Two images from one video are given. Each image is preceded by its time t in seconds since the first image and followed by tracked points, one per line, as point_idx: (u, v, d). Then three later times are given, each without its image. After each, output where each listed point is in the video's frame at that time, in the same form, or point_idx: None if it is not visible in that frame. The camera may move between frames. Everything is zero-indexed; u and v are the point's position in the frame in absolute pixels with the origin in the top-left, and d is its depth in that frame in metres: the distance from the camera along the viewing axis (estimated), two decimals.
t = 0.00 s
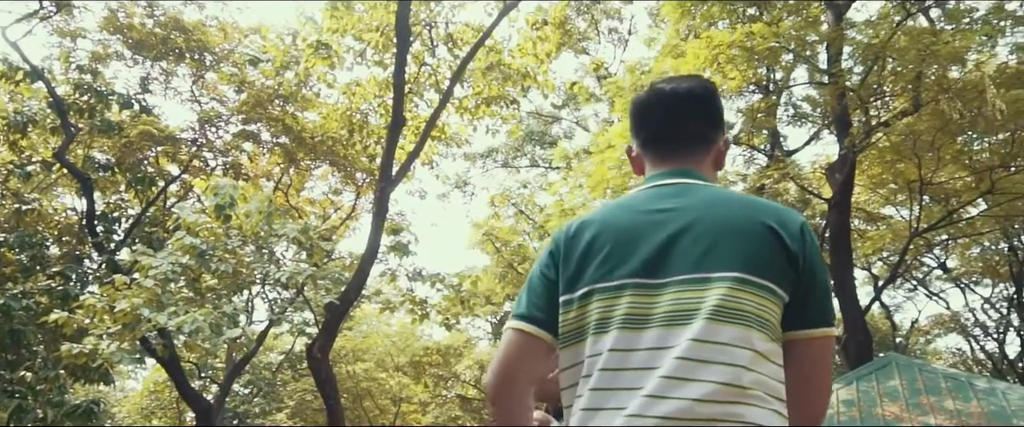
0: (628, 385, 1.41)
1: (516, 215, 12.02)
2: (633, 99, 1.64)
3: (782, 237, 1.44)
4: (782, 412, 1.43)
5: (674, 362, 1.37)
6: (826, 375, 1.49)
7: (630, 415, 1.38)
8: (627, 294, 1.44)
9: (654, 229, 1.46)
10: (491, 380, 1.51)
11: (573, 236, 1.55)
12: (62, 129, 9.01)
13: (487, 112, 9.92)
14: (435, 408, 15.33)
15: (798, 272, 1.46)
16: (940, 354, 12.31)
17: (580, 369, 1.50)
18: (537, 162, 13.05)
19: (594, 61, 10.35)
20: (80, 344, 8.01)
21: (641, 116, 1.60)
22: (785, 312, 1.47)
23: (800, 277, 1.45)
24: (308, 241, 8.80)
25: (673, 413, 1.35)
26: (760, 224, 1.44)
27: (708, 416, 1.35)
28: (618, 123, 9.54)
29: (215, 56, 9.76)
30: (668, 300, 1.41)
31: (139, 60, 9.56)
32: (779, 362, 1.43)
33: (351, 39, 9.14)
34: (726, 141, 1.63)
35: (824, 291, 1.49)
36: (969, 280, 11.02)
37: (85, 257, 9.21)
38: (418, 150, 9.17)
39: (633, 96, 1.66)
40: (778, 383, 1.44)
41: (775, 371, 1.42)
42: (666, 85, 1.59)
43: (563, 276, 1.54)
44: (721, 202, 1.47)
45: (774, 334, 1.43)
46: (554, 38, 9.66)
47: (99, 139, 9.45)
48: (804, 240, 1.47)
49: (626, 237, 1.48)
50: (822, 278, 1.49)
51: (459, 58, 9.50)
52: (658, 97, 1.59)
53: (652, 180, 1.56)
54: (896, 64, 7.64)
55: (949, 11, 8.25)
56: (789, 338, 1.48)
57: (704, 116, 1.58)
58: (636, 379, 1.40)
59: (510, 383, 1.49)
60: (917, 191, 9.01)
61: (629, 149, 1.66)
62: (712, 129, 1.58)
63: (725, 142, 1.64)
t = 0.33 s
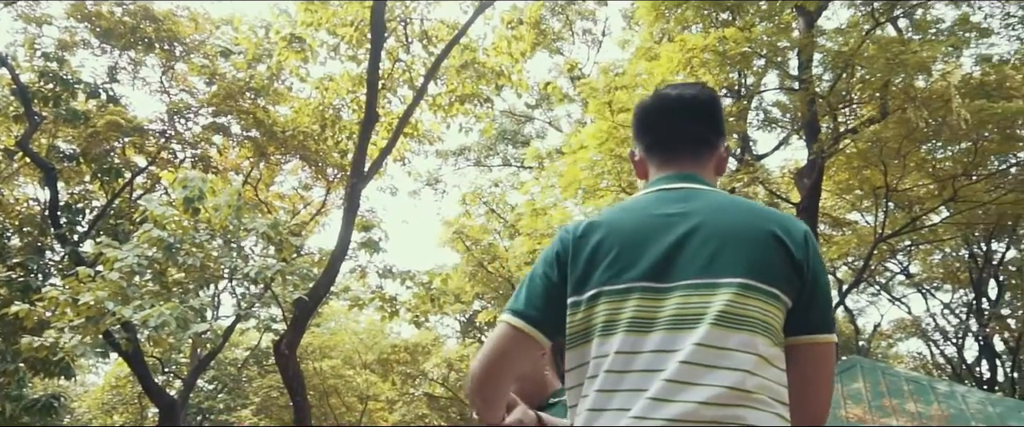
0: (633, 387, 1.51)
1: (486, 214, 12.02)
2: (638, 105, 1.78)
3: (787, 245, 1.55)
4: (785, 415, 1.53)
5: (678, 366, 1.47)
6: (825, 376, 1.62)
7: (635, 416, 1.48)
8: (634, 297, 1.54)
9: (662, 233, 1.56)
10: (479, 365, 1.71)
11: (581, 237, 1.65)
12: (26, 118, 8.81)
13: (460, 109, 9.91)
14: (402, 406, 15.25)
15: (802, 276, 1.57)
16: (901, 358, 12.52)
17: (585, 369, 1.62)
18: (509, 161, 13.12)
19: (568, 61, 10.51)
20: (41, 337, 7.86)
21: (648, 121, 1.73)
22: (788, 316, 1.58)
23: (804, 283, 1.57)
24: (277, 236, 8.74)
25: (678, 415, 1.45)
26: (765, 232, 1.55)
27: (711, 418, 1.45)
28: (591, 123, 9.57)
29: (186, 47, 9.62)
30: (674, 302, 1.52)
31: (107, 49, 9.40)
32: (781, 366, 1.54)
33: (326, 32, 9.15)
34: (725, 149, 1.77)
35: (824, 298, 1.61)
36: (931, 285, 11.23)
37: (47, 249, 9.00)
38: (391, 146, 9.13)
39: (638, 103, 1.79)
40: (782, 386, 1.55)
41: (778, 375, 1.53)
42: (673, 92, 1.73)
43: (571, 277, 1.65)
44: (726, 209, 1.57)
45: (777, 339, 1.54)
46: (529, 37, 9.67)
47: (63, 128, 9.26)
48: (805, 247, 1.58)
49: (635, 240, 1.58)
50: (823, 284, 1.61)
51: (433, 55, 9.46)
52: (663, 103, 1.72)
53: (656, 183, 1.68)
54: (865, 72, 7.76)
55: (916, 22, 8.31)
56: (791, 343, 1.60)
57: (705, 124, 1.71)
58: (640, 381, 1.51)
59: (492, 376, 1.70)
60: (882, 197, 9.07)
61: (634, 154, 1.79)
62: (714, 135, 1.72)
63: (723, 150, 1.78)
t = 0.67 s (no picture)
0: (635, 390, 1.66)
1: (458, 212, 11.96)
2: (639, 115, 1.95)
3: (786, 254, 1.72)
4: (782, 416, 1.70)
5: (679, 370, 1.63)
6: (822, 378, 1.80)
7: (638, 418, 1.63)
8: (639, 302, 1.70)
9: (666, 240, 1.72)
10: (468, 354, 1.84)
11: (585, 241, 1.80)
12: None
13: (434, 107, 9.86)
14: (370, 403, 15.20)
15: (799, 282, 1.74)
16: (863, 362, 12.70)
17: (589, 371, 1.77)
18: (482, 159, 13.15)
19: (542, 60, 10.55)
20: (1, 329, 7.71)
21: (653, 128, 1.91)
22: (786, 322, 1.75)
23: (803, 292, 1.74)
24: (247, 230, 8.66)
25: (679, 417, 1.60)
26: (763, 242, 1.71)
27: (710, 419, 1.60)
28: (564, 123, 9.60)
29: (156, 37, 9.47)
30: (676, 306, 1.67)
31: (74, 37, 9.20)
32: (777, 371, 1.70)
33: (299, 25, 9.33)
34: (721, 157, 1.97)
35: (823, 305, 1.80)
36: (894, 291, 11.40)
37: (8, 239, 8.77)
38: (364, 142, 9.10)
39: (638, 113, 1.97)
40: (778, 389, 1.71)
41: (774, 380, 1.69)
42: (677, 101, 1.90)
43: (576, 280, 1.79)
44: (723, 219, 1.73)
45: (774, 345, 1.70)
46: (505, 36, 9.69)
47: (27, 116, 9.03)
48: (802, 256, 1.75)
49: (641, 247, 1.73)
50: (820, 293, 1.79)
51: (408, 51, 9.43)
52: (667, 111, 1.90)
53: (660, 189, 1.85)
54: (833, 79, 7.91)
55: (884, 31, 8.39)
56: (789, 349, 1.78)
57: (703, 134, 1.90)
58: (642, 383, 1.66)
59: (480, 364, 1.82)
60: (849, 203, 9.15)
61: (636, 158, 1.97)
62: (713, 144, 1.91)
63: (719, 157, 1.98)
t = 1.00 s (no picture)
0: (633, 393, 1.72)
1: (430, 209, 11.90)
2: (635, 124, 2.06)
3: (780, 262, 1.79)
4: (777, 419, 1.76)
5: (676, 375, 1.69)
6: (815, 382, 1.87)
7: (636, 420, 1.69)
8: (639, 309, 1.76)
9: (665, 249, 1.79)
10: (456, 350, 1.90)
11: (585, 249, 1.87)
12: None
13: (408, 103, 9.80)
14: (337, 401, 15.05)
15: (793, 287, 1.82)
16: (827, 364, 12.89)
17: (591, 376, 1.84)
18: (454, 157, 13.13)
19: (517, 59, 10.55)
20: None
21: (653, 137, 2.01)
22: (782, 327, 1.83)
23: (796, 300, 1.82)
24: (216, 224, 8.55)
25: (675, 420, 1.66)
26: (759, 251, 1.78)
27: (706, 421, 1.66)
28: (538, 122, 9.60)
29: (126, 25, 9.30)
30: (674, 313, 1.73)
31: (40, 24, 9.02)
32: (771, 375, 1.77)
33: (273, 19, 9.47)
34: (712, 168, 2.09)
35: (814, 310, 1.87)
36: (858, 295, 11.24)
37: None
38: (337, 137, 9.03)
39: (632, 123, 2.08)
40: (771, 392, 1.77)
41: (767, 384, 1.75)
42: (675, 112, 2.02)
43: (577, 287, 1.86)
44: (719, 229, 1.80)
45: (768, 350, 1.77)
46: (480, 33, 9.67)
47: None
48: (796, 266, 1.82)
49: (640, 255, 1.80)
50: (812, 298, 1.87)
51: (383, 46, 9.37)
52: (665, 121, 2.01)
53: (658, 198, 1.94)
54: (804, 85, 7.98)
55: (854, 38, 8.49)
56: (783, 353, 1.87)
57: (698, 144, 2.01)
58: (640, 387, 1.72)
59: (469, 360, 1.89)
60: (817, 207, 9.27)
61: (633, 166, 2.06)
62: (707, 155, 2.03)
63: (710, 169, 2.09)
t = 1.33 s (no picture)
0: (626, 403, 1.73)
1: (402, 207, 11.87)
2: (626, 139, 2.04)
3: (770, 275, 1.81)
4: None
5: (669, 385, 1.70)
6: (803, 391, 1.88)
7: None
8: (633, 322, 1.77)
9: (658, 263, 1.81)
10: (447, 351, 1.91)
11: (578, 262, 1.88)
12: None
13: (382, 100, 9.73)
14: (305, 398, 14.90)
15: (780, 300, 1.84)
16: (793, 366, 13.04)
17: (585, 388, 1.84)
18: (427, 155, 13.10)
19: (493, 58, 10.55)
20: None
21: (642, 153, 2.00)
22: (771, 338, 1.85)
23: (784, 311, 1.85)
24: (186, 219, 8.40)
25: None
26: (750, 265, 1.80)
27: None
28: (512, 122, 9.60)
29: (95, 14, 9.14)
30: (668, 325, 1.74)
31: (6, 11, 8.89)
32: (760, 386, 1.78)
33: (247, 12, 9.35)
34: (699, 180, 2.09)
35: (801, 321, 1.90)
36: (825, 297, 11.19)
37: None
38: (310, 133, 8.96)
39: (622, 137, 2.06)
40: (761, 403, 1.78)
41: (757, 395, 1.77)
42: (664, 127, 2.01)
43: (572, 301, 1.86)
44: (711, 243, 1.82)
45: (759, 363, 1.79)
46: (456, 32, 9.66)
47: None
48: (785, 278, 1.84)
49: (634, 269, 1.81)
50: (798, 309, 1.90)
51: (358, 42, 9.31)
52: (655, 138, 2.00)
53: (650, 214, 1.94)
54: (776, 89, 8.04)
55: (825, 45, 8.54)
56: (772, 363, 1.87)
57: (687, 161, 2.01)
58: (634, 397, 1.72)
59: (462, 358, 1.90)
60: (787, 210, 9.38)
61: (622, 180, 2.05)
62: (695, 169, 2.03)
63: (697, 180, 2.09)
